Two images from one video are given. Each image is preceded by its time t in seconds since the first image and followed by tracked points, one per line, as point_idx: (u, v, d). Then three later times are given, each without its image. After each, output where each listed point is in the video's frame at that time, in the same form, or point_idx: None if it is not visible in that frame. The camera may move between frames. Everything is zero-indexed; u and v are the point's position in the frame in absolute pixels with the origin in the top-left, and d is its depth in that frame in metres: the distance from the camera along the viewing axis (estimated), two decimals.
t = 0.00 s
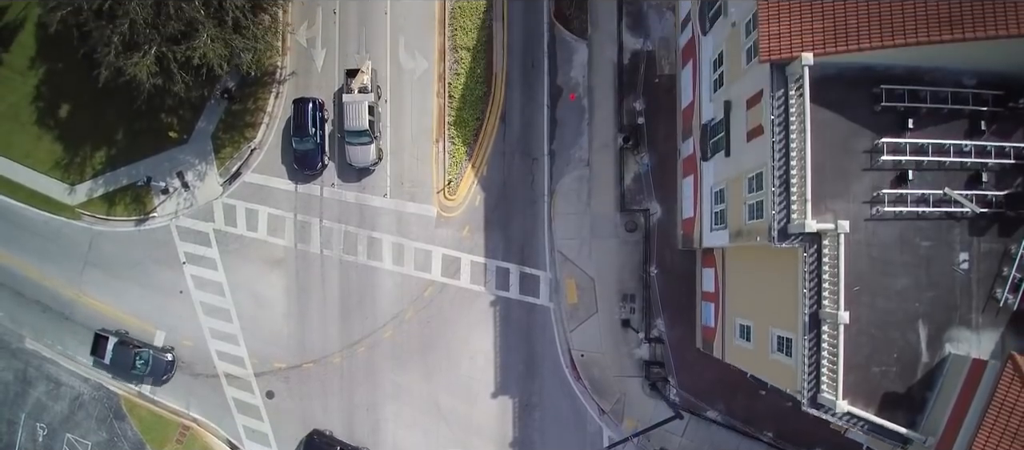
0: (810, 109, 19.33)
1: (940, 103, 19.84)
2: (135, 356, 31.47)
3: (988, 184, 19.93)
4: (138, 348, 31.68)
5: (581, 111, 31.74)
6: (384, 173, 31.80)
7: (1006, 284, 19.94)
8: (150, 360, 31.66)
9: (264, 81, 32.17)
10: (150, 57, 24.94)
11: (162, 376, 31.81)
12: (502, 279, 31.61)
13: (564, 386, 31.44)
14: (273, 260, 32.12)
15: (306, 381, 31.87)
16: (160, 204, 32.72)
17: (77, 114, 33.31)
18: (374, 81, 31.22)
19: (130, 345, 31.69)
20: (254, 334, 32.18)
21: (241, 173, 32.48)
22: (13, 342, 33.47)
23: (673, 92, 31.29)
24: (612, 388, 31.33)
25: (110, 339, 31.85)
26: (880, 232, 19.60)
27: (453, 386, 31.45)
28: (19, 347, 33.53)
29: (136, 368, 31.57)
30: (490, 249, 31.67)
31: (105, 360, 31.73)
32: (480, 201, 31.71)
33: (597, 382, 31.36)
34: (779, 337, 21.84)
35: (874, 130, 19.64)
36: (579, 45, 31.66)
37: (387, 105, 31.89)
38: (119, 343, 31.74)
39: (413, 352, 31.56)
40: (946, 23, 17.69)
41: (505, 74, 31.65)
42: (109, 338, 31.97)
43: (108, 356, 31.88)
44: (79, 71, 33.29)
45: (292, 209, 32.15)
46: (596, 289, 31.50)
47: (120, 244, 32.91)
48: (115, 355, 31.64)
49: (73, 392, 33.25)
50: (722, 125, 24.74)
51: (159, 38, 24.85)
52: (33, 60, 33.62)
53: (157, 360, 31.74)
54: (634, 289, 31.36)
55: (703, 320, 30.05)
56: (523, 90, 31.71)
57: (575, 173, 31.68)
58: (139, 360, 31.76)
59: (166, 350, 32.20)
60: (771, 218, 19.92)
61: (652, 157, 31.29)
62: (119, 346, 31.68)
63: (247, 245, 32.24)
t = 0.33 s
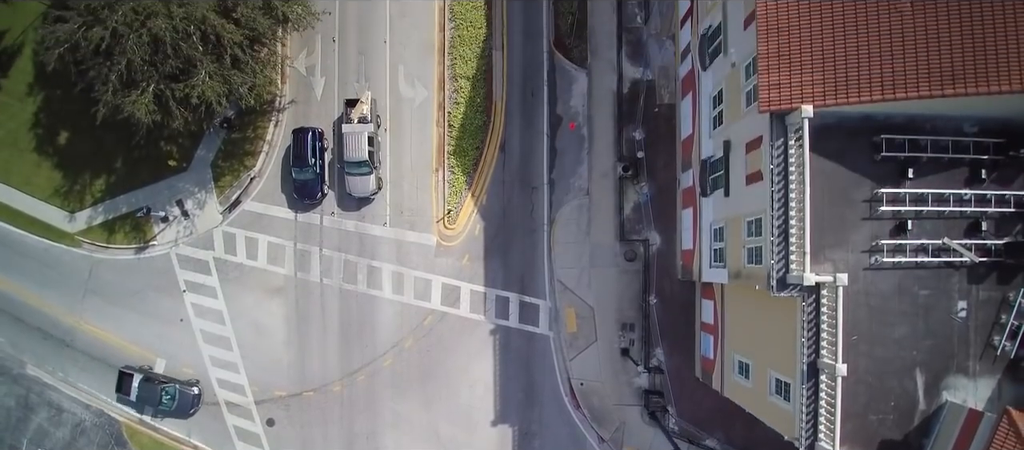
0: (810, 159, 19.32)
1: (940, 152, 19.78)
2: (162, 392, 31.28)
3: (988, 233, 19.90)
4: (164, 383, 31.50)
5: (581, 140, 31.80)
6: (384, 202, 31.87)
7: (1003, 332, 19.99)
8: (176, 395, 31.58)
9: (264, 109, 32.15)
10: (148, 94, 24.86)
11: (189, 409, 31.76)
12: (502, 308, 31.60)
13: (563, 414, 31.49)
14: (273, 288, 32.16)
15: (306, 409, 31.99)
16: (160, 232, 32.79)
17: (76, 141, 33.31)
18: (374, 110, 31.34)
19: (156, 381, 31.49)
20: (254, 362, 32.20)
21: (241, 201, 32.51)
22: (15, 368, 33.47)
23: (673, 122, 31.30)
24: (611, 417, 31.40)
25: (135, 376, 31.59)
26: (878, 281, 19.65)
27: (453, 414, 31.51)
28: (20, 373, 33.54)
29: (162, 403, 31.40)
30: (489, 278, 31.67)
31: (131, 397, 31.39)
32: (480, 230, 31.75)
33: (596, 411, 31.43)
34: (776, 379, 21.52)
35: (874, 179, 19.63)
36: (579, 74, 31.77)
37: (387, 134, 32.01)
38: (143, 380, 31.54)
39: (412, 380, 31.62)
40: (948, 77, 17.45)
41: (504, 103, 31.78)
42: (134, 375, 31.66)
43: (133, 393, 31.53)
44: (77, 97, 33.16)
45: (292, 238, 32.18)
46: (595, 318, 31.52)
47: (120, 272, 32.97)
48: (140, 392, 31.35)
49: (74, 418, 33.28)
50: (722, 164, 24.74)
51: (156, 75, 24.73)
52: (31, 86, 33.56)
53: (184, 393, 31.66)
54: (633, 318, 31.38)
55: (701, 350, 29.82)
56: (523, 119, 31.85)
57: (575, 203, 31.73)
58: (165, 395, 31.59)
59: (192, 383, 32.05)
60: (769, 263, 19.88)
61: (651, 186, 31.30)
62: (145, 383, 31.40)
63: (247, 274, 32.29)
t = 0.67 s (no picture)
0: (809, 209, 19.35)
1: (940, 201, 19.78)
2: (190, 425, 31.34)
3: (987, 281, 19.94)
4: (192, 417, 31.57)
5: (581, 168, 31.84)
6: (384, 231, 31.90)
7: (1000, 379, 20.08)
8: (204, 427, 31.51)
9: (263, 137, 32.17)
10: (147, 133, 24.82)
11: (217, 441, 31.58)
12: (501, 337, 31.64)
13: (563, 441, 31.62)
14: (273, 317, 32.24)
15: (306, 437, 32.12)
16: (160, 260, 32.86)
17: (75, 168, 33.29)
18: (374, 140, 31.40)
19: (184, 414, 31.60)
20: (255, 390, 32.30)
21: (241, 229, 32.56)
22: (16, 395, 33.52)
23: (673, 151, 31.34)
24: (610, 445, 31.49)
25: (162, 411, 31.92)
26: (876, 330, 19.75)
27: (453, 443, 31.61)
28: (21, 399, 33.59)
29: (191, 437, 31.41)
30: (489, 307, 31.70)
31: (160, 432, 31.60)
32: (480, 259, 31.79)
33: (596, 439, 31.51)
34: (775, 422, 21.40)
35: (873, 228, 19.66)
36: (579, 103, 31.84)
37: (386, 163, 32.02)
38: (171, 415, 31.74)
39: (412, 408, 31.75)
40: (950, 132, 17.34)
41: (504, 132, 31.83)
42: (163, 410, 31.96)
43: (162, 427, 31.77)
44: (74, 124, 33.02)
45: (292, 266, 32.25)
46: (594, 347, 31.61)
47: (120, 300, 33.05)
48: (169, 426, 31.54)
49: (76, 445, 33.37)
50: (721, 203, 24.77)
51: (155, 114, 24.70)
52: (30, 113, 33.49)
53: (211, 426, 31.55)
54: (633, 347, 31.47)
55: (701, 381, 29.78)
56: (522, 148, 31.86)
57: (575, 232, 31.77)
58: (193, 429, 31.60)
59: (220, 415, 32.05)
60: (768, 311, 19.98)
61: (650, 215, 31.35)
62: (173, 417, 31.56)
63: (248, 302, 32.37)
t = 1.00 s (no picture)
0: (808, 259, 19.42)
1: (940, 250, 19.80)
2: None
3: (985, 329, 19.98)
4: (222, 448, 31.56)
5: (581, 197, 31.87)
6: (384, 260, 31.94)
7: (997, 425, 20.16)
8: None
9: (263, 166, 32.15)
10: (146, 171, 24.79)
11: None
12: (501, 366, 31.74)
13: None
14: (273, 345, 32.34)
15: None
16: (160, 289, 32.94)
17: (75, 195, 33.25)
18: (374, 169, 31.39)
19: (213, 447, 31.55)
20: (255, 417, 32.42)
21: (241, 257, 32.60)
22: (18, 420, 33.52)
23: (673, 181, 31.35)
24: None
25: (191, 445, 31.74)
26: (874, 378, 19.87)
27: None
28: (22, 425, 33.60)
29: None
30: (488, 336, 31.81)
31: None
32: (480, 287, 31.88)
33: None
34: None
35: (872, 277, 19.72)
36: (579, 132, 31.84)
37: (386, 192, 32.02)
38: (201, 447, 31.68)
39: (413, 436, 31.87)
40: (949, 188, 17.39)
41: (504, 162, 31.86)
42: (191, 443, 31.79)
43: None
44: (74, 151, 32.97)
45: (292, 295, 32.31)
46: (594, 376, 31.72)
47: (121, 327, 33.14)
48: None
49: None
50: (721, 241, 24.82)
51: (155, 153, 24.67)
52: (29, 139, 33.42)
53: None
54: (632, 375, 31.56)
55: (700, 411, 29.91)
56: (523, 177, 31.88)
57: (574, 261, 31.83)
58: None
59: (249, 443, 32.08)
60: (767, 359, 20.08)
61: (650, 245, 31.41)
62: None
63: (248, 331, 32.46)
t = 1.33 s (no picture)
0: (806, 309, 19.51)
1: (938, 298, 19.85)
2: None
3: (982, 376, 20.07)
4: None
5: (581, 226, 31.90)
6: (384, 289, 31.98)
7: None
8: None
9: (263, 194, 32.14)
10: (146, 209, 24.81)
11: None
12: (501, 394, 31.84)
13: None
14: (274, 373, 32.46)
15: None
16: (161, 317, 33.02)
17: (75, 223, 33.24)
18: (374, 199, 31.39)
19: None
20: (256, 444, 32.55)
21: (241, 285, 32.66)
22: (18, 446, 33.50)
23: (673, 211, 31.40)
24: None
25: None
26: (871, 425, 20.01)
27: None
28: None
29: None
30: (488, 365, 31.90)
31: None
32: (480, 316, 31.97)
33: None
34: None
35: (870, 326, 19.80)
36: (579, 161, 31.84)
37: (386, 221, 32.04)
38: None
39: None
40: (949, 244, 17.45)
41: (504, 190, 31.90)
42: None
43: None
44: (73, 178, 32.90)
45: (292, 323, 32.39)
46: (593, 404, 31.83)
47: (122, 354, 33.23)
48: None
49: None
50: (720, 279, 24.88)
51: (155, 191, 24.63)
52: (28, 166, 33.35)
53: None
54: (632, 404, 31.64)
55: (699, 440, 30.04)
56: (522, 206, 31.91)
57: (574, 290, 31.90)
58: None
59: None
60: (765, 406, 20.21)
61: (650, 274, 31.50)
62: None
63: (248, 358, 32.56)
